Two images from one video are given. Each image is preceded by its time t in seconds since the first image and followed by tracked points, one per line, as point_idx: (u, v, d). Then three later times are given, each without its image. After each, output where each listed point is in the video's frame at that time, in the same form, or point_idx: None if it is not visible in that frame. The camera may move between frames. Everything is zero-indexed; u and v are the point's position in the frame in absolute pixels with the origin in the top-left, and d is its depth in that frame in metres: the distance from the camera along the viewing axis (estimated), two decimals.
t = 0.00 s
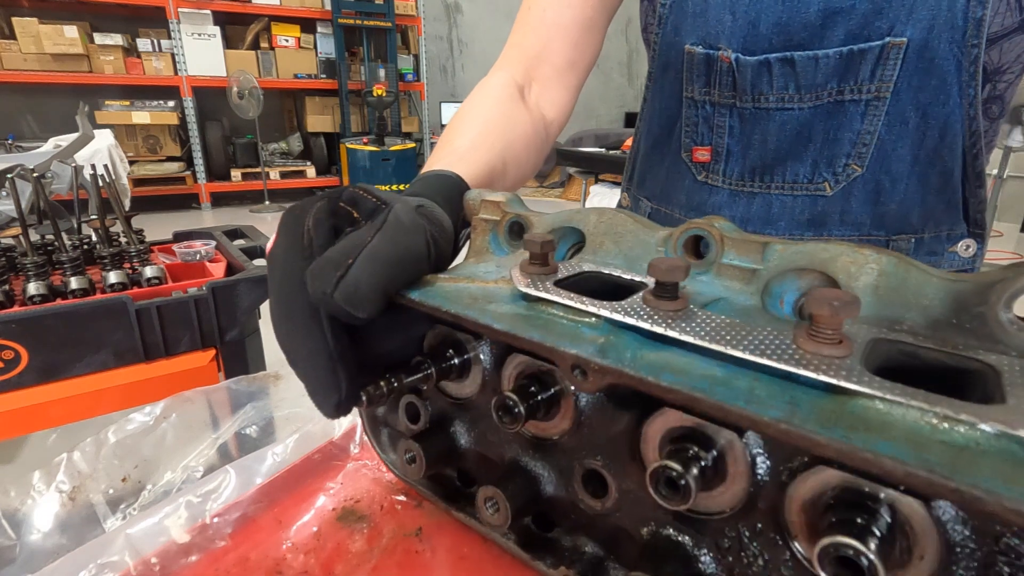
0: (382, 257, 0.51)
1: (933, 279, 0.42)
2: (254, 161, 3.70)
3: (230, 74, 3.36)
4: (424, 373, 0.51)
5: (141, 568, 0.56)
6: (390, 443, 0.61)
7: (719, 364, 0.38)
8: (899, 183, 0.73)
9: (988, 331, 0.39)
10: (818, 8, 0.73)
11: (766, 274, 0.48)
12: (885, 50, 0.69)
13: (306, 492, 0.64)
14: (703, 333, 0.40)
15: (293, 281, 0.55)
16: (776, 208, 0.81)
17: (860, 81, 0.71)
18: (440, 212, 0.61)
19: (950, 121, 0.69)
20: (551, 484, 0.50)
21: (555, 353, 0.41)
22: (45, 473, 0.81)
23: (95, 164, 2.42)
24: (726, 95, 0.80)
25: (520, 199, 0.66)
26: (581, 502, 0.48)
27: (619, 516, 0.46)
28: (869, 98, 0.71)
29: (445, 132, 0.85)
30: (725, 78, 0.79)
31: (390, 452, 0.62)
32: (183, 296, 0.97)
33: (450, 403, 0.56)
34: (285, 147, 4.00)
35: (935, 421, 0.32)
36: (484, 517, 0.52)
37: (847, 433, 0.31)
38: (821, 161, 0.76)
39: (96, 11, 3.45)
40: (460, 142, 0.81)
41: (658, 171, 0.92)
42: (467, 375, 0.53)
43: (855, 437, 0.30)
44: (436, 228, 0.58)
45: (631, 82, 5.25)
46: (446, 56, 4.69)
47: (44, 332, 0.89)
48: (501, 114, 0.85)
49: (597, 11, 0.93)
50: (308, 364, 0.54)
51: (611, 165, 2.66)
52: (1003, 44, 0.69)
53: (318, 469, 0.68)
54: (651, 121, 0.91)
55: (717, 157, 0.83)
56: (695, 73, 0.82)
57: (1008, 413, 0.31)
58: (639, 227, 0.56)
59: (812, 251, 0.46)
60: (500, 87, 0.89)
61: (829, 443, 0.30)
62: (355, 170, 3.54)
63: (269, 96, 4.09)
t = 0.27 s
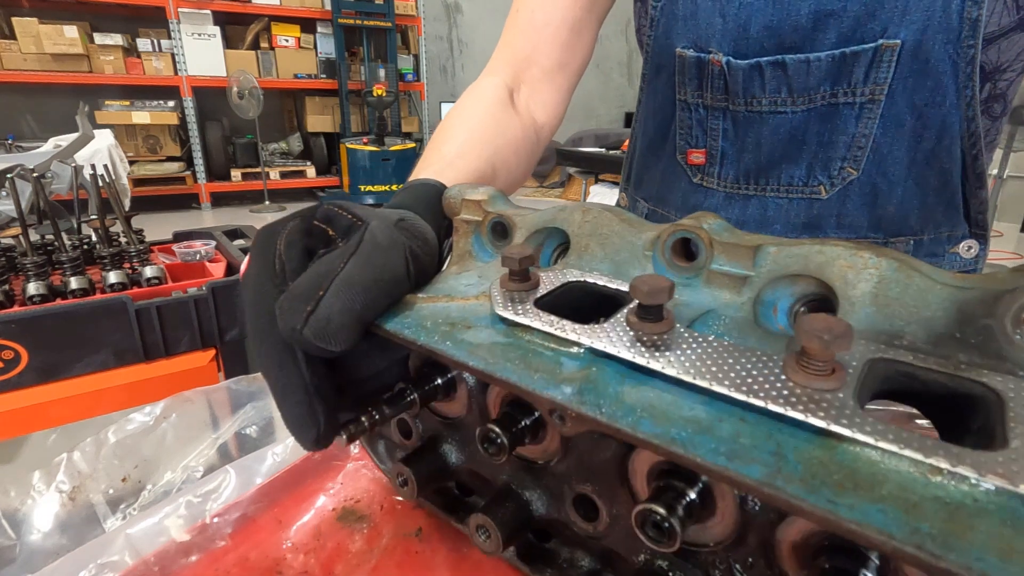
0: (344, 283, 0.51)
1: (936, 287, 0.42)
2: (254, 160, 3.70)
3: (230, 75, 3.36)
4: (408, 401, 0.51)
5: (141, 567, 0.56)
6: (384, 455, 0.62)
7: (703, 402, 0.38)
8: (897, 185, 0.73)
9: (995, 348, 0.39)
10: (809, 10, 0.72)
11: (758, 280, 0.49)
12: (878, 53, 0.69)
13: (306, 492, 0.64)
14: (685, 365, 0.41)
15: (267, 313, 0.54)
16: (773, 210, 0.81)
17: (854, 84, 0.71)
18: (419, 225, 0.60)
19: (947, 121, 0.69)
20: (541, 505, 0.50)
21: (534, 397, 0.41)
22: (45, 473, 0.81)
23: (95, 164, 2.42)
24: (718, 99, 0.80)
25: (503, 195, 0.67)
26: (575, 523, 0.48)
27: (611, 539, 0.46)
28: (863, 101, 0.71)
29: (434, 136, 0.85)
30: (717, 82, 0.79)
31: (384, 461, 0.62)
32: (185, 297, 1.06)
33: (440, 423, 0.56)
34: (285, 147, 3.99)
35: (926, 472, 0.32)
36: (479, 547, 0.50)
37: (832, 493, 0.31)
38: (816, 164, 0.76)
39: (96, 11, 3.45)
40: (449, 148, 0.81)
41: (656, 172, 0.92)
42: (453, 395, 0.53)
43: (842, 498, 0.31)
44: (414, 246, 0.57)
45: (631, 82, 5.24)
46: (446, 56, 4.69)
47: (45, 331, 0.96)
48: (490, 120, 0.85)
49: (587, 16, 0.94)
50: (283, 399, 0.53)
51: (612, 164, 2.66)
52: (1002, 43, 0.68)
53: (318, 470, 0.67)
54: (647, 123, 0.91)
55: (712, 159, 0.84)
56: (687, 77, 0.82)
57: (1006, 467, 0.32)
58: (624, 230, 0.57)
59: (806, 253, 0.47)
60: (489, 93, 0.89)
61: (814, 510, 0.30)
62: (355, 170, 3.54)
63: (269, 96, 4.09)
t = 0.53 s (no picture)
0: (339, 313, 0.50)
1: (937, 293, 0.42)
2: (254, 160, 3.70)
3: (230, 75, 3.36)
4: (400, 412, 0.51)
5: (141, 567, 0.56)
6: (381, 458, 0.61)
7: (697, 420, 0.38)
8: (891, 186, 0.73)
9: (996, 356, 0.39)
10: (797, 12, 0.72)
11: (754, 285, 0.50)
12: (866, 54, 0.69)
13: (306, 492, 0.64)
14: (679, 383, 0.41)
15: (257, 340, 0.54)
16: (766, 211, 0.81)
17: (843, 86, 0.71)
18: (405, 230, 0.61)
19: (938, 122, 0.69)
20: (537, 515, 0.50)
21: (523, 417, 0.40)
22: (46, 472, 0.81)
23: (95, 164, 2.42)
24: (709, 101, 0.81)
25: (494, 195, 0.70)
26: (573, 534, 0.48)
27: (607, 550, 0.46)
28: (853, 102, 0.71)
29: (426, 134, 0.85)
30: (707, 84, 0.80)
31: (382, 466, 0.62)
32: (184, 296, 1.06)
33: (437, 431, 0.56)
34: (285, 147, 3.99)
35: (923, 497, 0.32)
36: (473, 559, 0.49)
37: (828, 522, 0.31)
38: (807, 165, 0.77)
39: (96, 11, 3.45)
40: (441, 147, 0.81)
41: (651, 173, 0.92)
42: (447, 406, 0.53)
43: (835, 529, 0.30)
44: (400, 256, 0.57)
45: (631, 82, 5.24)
46: (446, 56, 4.69)
47: (45, 330, 0.97)
48: (481, 120, 0.85)
49: (580, 15, 0.94)
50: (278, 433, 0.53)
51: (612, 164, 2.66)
52: (993, 43, 0.68)
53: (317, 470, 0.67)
54: (641, 124, 0.92)
55: (704, 161, 0.84)
56: (678, 79, 0.82)
57: (1006, 493, 0.31)
58: (616, 232, 0.58)
59: (803, 255, 0.47)
60: (481, 91, 0.88)
61: (808, 541, 0.29)
62: (355, 170, 3.54)
63: (269, 96, 4.09)
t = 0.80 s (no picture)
0: (360, 303, 0.50)
1: (937, 293, 0.42)
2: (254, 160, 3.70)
3: (230, 74, 3.36)
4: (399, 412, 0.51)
5: (141, 567, 0.56)
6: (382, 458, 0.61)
7: (697, 420, 0.38)
8: (886, 189, 0.73)
9: (996, 355, 0.39)
10: (799, 12, 0.72)
11: (754, 285, 0.50)
12: (865, 56, 0.69)
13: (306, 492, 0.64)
14: (678, 383, 0.41)
15: (267, 361, 0.51)
16: (762, 209, 0.81)
17: (841, 86, 0.71)
18: (401, 228, 0.60)
19: (934, 128, 0.68)
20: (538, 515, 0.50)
21: (523, 417, 0.41)
22: (45, 473, 0.81)
23: (95, 164, 2.42)
24: (711, 97, 0.80)
25: (493, 194, 0.71)
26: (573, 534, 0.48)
27: (607, 550, 0.46)
28: (851, 103, 0.71)
29: (415, 121, 0.83)
30: (710, 80, 0.79)
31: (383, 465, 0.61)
32: (184, 297, 1.07)
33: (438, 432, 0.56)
34: (285, 147, 3.99)
35: (923, 497, 0.32)
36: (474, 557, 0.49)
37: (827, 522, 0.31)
38: (805, 165, 0.77)
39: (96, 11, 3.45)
40: (432, 136, 0.79)
41: (651, 171, 0.92)
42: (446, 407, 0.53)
43: (835, 529, 0.30)
44: (404, 251, 0.57)
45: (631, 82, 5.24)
46: (446, 56, 4.69)
47: (44, 330, 0.97)
48: (475, 109, 0.83)
49: (577, 7, 0.94)
50: (291, 455, 0.52)
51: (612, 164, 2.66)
52: (983, 51, 0.69)
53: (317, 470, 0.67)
54: (643, 121, 0.91)
55: (704, 158, 0.84)
56: (682, 75, 0.82)
57: (1006, 493, 0.31)
58: (616, 232, 0.58)
59: (803, 256, 0.47)
60: (474, 77, 0.86)
61: (808, 543, 0.30)
62: (355, 170, 3.54)
63: (269, 96, 4.09)
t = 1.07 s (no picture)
0: (362, 306, 0.49)
1: (937, 293, 0.42)
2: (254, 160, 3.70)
3: (230, 74, 3.36)
4: (396, 413, 0.51)
5: (141, 567, 0.56)
6: (382, 458, 0.61)
7: (697, 420, 0.38)
8: (847, 190, 0.78)
9: (996, 356, 0.39)
10: (782, 19, 0.77)
11: (754, 285, 0.50)
12: (838, 65, 0.74)
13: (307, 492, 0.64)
14: (679, 383, 0.41)
15: (271, 366, 0.51)
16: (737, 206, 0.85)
17: (815, 91, 0.76)
18: (397, 227, 0.60)
19: (895, 138, 0.74)
20: (536, 514, 0.50)
21: (523, 417, 0.40)
22: (45, 473, 0.81)
23: (95, 164, 2.42)
24: (694, 97, 0.84)
25: (493, 195, 0.71)
26: (573, 534, 0.48)
27: (607, 550, 0.46)
28: (823, 107, 0.76)
29: (404, 110, 0.81)
30: (695, 80, 0.83)
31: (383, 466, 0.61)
32: (184, 297, 1.07)
33: (437, 432, 0.56)
34: (285, 147, 3.99)
35: (923, 497, 0.32)
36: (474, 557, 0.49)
37: (826, 522, 0.30)
38: (778, 165, 0.81)
39: (96, 11, 3.45)
40: (426, 128, 0.78)
41: (626, 169, 0.94)
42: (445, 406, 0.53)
43: (834, 529, 0.30)
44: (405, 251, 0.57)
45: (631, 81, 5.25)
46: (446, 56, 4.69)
47: (44, 330, 0.97)
48: (468, 98, 0.82)
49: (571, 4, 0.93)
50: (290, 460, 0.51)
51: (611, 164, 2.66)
52: (937, 67, 0.74)
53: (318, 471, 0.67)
54: (623, 119, 0.93)
55: (683, 156, 0.87)
56: (667, 74, 0.85)
57: (1006, 494, 0.31)
58: (616, 232, 0.58)
59: (803, 256, 0.47)
60: (466, 63, 0.84)
61: (807, 542, 0.29)
62: (355, 170, 3.54)
63: (269, 96, 4.09)
